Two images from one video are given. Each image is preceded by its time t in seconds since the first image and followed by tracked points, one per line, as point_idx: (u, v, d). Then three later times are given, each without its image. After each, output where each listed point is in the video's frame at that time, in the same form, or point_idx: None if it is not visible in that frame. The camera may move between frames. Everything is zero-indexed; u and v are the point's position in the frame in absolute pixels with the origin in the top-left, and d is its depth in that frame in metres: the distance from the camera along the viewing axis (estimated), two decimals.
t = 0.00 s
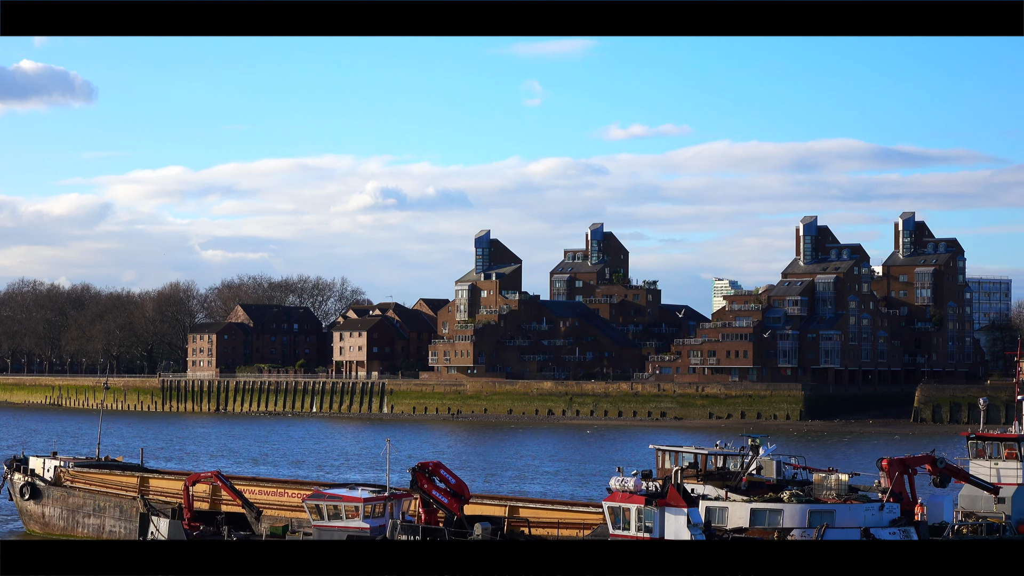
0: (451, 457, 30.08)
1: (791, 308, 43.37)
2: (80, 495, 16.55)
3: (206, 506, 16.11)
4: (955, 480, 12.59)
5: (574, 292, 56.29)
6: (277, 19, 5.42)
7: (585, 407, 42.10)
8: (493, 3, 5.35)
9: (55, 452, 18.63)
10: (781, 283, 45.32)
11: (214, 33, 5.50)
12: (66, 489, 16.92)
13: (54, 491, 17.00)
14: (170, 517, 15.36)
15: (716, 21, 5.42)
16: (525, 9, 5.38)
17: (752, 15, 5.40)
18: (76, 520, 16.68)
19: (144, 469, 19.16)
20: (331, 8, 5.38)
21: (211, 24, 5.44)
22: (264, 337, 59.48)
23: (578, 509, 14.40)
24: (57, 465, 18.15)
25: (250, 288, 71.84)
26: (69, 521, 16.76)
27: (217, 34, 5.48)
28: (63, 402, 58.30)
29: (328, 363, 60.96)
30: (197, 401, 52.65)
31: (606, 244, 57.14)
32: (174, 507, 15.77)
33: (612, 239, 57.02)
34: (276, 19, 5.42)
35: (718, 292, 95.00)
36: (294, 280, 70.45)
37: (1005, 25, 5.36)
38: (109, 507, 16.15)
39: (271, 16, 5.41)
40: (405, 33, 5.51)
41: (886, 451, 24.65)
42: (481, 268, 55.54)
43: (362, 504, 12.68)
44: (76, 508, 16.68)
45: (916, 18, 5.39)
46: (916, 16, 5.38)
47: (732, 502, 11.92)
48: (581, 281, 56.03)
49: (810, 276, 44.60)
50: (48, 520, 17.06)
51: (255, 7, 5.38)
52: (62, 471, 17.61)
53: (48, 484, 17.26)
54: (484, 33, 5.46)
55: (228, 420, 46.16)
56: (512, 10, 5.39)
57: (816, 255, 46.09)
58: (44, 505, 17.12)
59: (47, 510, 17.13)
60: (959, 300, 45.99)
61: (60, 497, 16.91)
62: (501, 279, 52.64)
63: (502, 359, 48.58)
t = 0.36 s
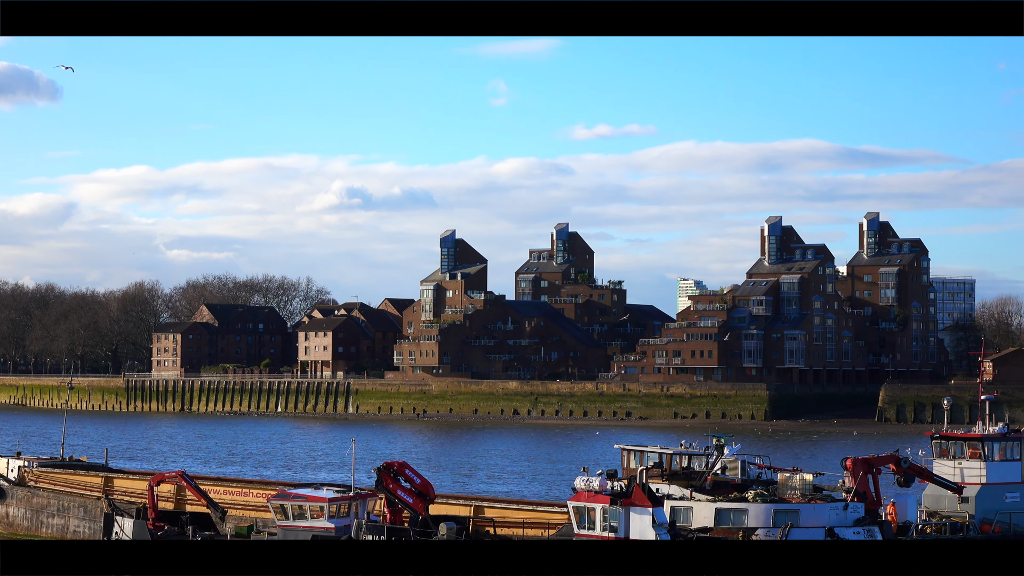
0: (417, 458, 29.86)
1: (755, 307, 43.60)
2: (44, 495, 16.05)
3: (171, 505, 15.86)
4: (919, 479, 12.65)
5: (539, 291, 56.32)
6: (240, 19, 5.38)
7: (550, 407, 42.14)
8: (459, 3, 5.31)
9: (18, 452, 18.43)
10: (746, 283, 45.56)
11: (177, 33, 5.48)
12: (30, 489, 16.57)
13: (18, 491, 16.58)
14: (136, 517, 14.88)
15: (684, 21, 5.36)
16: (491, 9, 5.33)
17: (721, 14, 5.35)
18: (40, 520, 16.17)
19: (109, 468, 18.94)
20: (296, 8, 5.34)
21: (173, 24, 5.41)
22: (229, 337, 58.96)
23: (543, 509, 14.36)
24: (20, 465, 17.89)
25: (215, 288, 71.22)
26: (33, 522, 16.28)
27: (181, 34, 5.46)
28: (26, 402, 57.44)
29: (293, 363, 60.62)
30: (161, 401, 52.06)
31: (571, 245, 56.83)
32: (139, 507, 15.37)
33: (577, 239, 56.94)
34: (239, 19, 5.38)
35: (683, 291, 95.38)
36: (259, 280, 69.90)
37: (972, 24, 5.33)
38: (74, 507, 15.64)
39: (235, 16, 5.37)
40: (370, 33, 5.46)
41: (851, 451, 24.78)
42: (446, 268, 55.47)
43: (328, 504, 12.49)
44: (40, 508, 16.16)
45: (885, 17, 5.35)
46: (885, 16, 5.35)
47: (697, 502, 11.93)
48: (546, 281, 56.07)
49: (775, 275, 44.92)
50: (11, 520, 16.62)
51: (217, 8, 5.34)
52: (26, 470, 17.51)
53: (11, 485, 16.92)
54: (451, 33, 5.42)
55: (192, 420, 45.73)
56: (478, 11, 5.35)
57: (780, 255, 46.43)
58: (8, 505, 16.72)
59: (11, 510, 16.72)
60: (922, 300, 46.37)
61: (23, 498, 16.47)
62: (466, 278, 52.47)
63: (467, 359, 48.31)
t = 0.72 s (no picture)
0: (382, 457, 29.69)
1: (722, 307, 43.80)
2: (8, 496, 15.71)
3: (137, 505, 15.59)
4: (885, 479, 12.71)
5: (506, 291, 56.28)
6: (197, 20, 5.21)
7: (517, 407, 42.14)
8: (423, 4, 5.18)
9: None
10: (713, 282, 45.73)
11: (131, 33, 5.30)
12: None
13: None
14: (101, 517, 14.60)
15: (656, 21, 5.24)
16: (457, 8, 5.18)
17: (693, 14, 5.22)
18: (5, 520, 15.85)
19: (75, 468, 18.65)
20: (254, 8, 5.18)
21: (127, 23, 5.24)
22: (195, 336, 58.41)
23: (509, 508, 14.28)
24: None
25: (181, 286, 70.57)
26: None
27: (135, 34, 5.29)
28: None
29: (260, 362, 60.09)
30: (126, 400, 51.51)
31: (538, 245, 56.98)
32: (105, 507, 15.13)
33: (544, 239, 56.96)
34: (196, 19, 5.21)
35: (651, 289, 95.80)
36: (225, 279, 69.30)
37: (937, 22, 5.23)
38: (38, 507, 15.31)
39: (192, 15, 5.19)
40: (334, 33, 5.30)
41: (818, 449, 24.88)
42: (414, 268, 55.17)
43: (294, 503, 12.33)
44: (5, 508, 15.82)
45: (858, 17, 5.25)
46: (859, 16, 5.24)
47: (663, 501, 11.90)
48: (513, 280, 56.03)
49: (741, 275, 45.19)
50: None
51: (173, 8, 5.17)
52: None
53: None
54: (415, 34, 5.28)
55: (158, 420, 45.28)
56: (442, 11, 5.21)
57: (747, 255, 46.66)
58: None
59: None
60: (888, 300, 46.75)
61: None
62: (433, 278, 52.28)
63: (434, 359, 48.16)
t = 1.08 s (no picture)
0: (346, 457, 29.44)
1: (688, 306, 43.99)
2: None
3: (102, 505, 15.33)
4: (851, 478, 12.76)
5: (472, 291, 56.20)
6: (190, 18, 5.06)
7: (482, 406, 42.07)
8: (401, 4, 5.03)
9: None
10: (678, 282, 45.85)
11: (99, 33, 5.13)
12: None
13: None
14: (66, 517, 14.34)
15: (639, 20, 5.07)
16: (421, 7, 5.04)
17: (679, 14, 5.05)
18: None
19: (40, 468, 18.37)
20: (289, 7, 5.02)
21: (95, 23, 5.07)
22: (160, 336, 57.81)
23: (475, 508, 14.19)
24: None
25: (147, 286, 69.92)
26: None
27: (104, 34, 5.13)
28: None
29: (226, 363, 59.42)
30: (90, 400, 50.93)
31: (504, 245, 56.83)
32: (70, 507, 14.89)
33: (510, 239, 56.90)
34: (158, 17, 5.06)
35: (617, 289, 96.04)
36: (191, 278, 68.72)
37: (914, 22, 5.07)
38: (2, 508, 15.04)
39: (162, 15, 5.07)
40: (294, 33, 5.14)
41: (784, 449, 24.87)
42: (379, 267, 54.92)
43: (260, 503, 12.19)
44: None
45: (850, 17, 5.08)
46: (851, 15, 5.07)
47: (629, 500, 11.85)
48: (479, 280, 55.97)
49: (707, 274, 45.38)
50: None
51: (144, 7, 5.05)
52: None
53: None
54: (392, 34, 5.13)
55: (122, 419, 44.79)
56: (420, 11, 5.06)
57: (712, 254, 46.85)
58: None
59: None
60: (853, 300, 47.18)
61: None
62: (399, 277, 52.07)
63: (400, 358, 47.92)
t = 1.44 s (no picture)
0: (310, 457, 29.27)
1: (652, 306, 44.04)
2: None
3: (65, 505, 15.14)
4: (813, 478, 12.85)
5: (436, 290, 56.11)
6: (140, 18, 4.74)
7: (447, 406, 42.02)
8: (386, 3, 4.68)
9: None
10: (642, 281, 46.00)
11: (58, 33, 4.76)
12: None
13: None
14: (28, 517, 14.13)
15: (639, 20, 4.72)
16: (388, 7, 4.70)
17: (682, 13, 4.69)
18: None
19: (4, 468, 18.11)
20: (244, 7, 4.70)
21: (8, 20, 4.67)
22: (124, 335, 57.18)
23: (438, 507, 14.15)
24: None
25: (110, 285, 69.21)
26: None
27: None
28: None
29: (190, 362, 58.75)
30: (52, 399, 50.37)
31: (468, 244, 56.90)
32: (32, 507, 14.68)
33: (474, 238, 56.90)
34: (104, 18, 4.71)
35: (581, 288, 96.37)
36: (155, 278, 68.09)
37: (920, 24, 4.70)
38: None
39: (129, 14, 4.73)
40: (253, 33, 4.82)
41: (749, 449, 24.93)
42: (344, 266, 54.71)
43: (223, 502, 12.06)
44: None
45: (910, 18, 4.68)
46: (869, 15, 4.69)
47: (592, 500, 11.86)
48: (443, 279, 55.89)
49: (672, 273, 45.65)
50: None
51: (108, 7, 4.68)
52: None
53: None
54: (376, 35, 4.80)
55: (85, 419, 44.30)
56: (439, 10, 4.72)
57: (676, 254, 47.07)
58: None
59: None
60: (817, 300, 47.58)
61: None
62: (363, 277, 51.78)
63: (364, 358, 47.81)
